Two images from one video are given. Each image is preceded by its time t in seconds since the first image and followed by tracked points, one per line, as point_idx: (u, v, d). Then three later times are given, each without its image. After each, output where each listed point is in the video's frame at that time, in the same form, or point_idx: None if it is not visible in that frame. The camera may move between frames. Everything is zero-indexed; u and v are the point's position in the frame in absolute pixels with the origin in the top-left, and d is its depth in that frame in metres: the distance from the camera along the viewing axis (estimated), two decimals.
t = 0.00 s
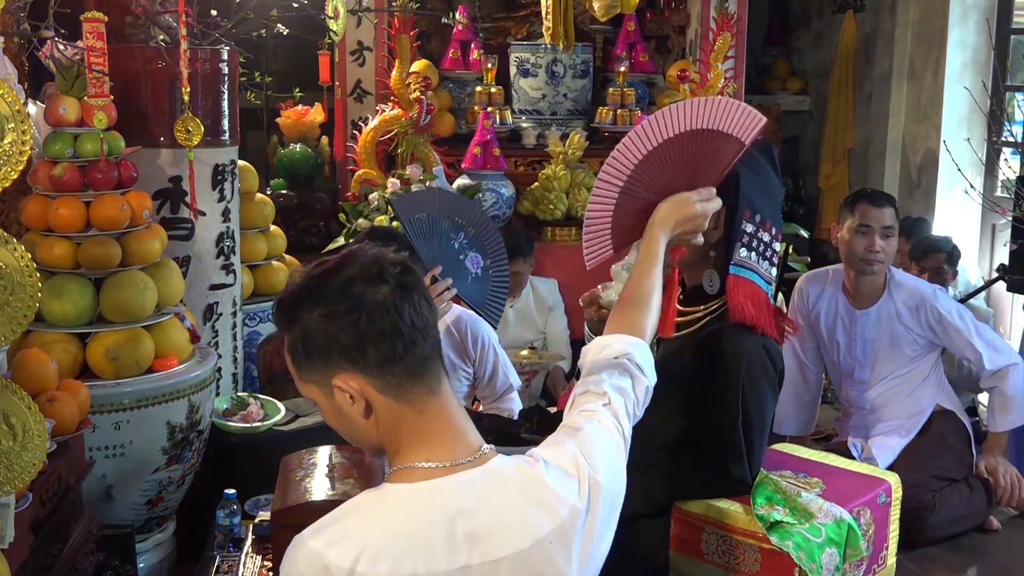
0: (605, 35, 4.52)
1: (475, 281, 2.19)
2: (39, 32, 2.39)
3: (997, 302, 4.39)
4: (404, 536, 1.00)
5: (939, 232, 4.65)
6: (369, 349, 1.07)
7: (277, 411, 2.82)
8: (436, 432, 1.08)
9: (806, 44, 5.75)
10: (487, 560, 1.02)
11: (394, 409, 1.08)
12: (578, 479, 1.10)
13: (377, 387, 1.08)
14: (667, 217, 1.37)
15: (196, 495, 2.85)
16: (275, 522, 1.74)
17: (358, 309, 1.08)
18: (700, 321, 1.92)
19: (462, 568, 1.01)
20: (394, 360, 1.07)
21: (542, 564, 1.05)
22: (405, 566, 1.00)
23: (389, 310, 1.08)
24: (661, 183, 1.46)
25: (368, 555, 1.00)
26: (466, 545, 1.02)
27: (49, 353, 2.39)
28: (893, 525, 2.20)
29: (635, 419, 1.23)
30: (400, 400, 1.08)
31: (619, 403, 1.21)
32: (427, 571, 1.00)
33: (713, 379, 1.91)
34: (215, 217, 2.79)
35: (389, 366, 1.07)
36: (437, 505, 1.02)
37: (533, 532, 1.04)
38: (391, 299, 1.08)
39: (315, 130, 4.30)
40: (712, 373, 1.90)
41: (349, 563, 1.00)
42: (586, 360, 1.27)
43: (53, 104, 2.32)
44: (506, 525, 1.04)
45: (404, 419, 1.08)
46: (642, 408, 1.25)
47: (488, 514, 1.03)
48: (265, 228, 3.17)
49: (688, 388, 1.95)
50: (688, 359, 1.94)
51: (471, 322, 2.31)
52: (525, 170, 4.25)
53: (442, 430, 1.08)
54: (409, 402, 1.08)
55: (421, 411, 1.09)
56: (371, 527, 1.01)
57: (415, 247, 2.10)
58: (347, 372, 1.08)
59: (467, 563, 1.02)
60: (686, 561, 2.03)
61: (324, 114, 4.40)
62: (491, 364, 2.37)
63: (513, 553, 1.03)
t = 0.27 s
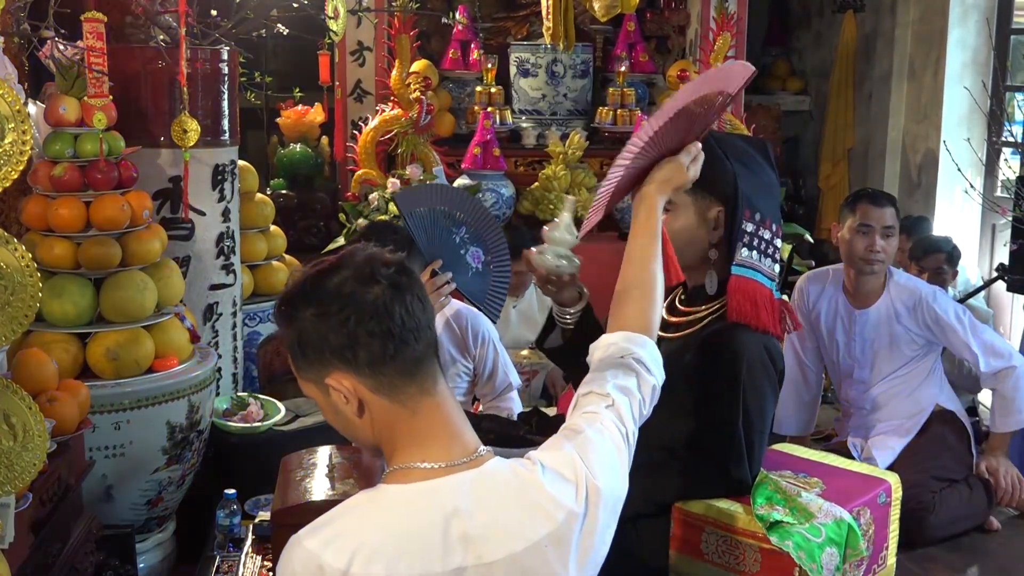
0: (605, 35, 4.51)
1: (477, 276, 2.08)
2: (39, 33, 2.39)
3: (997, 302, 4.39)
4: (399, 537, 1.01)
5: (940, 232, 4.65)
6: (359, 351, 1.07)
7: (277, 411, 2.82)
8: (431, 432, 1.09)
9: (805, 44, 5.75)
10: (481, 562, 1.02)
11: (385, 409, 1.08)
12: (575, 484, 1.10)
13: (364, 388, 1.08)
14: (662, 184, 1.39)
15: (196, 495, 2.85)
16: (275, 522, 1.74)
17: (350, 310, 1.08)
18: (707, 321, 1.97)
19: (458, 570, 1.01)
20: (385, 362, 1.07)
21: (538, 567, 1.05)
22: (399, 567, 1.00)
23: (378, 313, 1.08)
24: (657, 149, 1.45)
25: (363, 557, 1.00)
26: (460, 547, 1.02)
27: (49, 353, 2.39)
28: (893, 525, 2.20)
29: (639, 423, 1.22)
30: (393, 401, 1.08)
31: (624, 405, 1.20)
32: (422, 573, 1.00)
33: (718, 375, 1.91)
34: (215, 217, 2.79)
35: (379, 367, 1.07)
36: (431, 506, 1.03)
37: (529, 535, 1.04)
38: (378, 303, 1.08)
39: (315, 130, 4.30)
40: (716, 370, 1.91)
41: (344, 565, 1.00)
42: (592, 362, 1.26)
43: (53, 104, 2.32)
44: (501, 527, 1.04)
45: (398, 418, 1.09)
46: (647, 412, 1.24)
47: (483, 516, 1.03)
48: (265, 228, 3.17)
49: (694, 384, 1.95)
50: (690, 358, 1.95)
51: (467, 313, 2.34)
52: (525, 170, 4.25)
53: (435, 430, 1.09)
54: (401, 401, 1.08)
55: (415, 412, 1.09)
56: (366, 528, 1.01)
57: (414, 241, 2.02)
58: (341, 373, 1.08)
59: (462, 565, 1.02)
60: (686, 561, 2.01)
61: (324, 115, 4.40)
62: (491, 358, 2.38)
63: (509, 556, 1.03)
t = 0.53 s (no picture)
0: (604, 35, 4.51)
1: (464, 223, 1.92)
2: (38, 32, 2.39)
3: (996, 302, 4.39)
4: (394, 535, 1.02)
5: (939, 232, 4.65)
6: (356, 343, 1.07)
7: (276, 411, 2.82)
8: (430, 429, 1.08)
9: (805, 44, 5.75)
10: (475, 561, 1.03)
11: (382, 406, 1.09)
12: (572, 486, 1.11)
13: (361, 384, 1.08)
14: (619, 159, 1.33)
15: (195, 495, 2.85)
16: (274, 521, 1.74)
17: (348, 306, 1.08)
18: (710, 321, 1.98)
19: (452, 569, 1.02)
20: (384, 357, 1.07)
21: (531, 568, 1.06)
22: (391, 565, 1.01)
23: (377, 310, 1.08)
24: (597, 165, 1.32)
25: (357, 554, 1.01)
26: (454, 546, 1.03)
27: (49, 353, 2.39)
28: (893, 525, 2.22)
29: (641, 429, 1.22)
30: (392, 398, 1.08)
31: (626, 408, 1.20)
32: (417, 570, 1.01)
33: (712, 377, 1.93)
34: (214, 216, 2.78)
35: (377, 362, 1.07)
36: (428, 505, 1.03)
37: (523, 536, 1.06)
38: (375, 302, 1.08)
39: (314, 130, 4.30)
40: (712, 372, 1.93)
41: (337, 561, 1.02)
42: (597, 368, 1.27)
43: (53, 105, 2.32)
44: (496, 528, 1.05)
45: (398, 415, 1.08)
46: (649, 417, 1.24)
47: (480, 517, 1.04)
48: (264, 228, 3.17)
49: (691, 384, 1.97)
50: (689, 358, 1.98)
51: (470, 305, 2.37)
52: (524, 170, 4.26)
53: (435, 428, 1.08)
54: (399, 399, 1.08)
55: (413, 411, 1.08)
56: (361, 526, 1.03)
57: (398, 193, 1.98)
58: (341, 369, 1.08)
59: (455, 564, 1.03)
60: (686, 562, 2.00)
61: (323, 115, 4.40)
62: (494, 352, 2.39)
63: (503, 557, 1.05)
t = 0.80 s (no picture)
0: (604, 35, 4.51)
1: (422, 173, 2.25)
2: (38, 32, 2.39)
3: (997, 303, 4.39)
4: (388, 533, 1.03)
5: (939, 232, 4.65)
6: (340, 341, 1.11)
7: (276, 411, 2.82)
8: (422, 428, 1.11)
9: (805, 44, 5.75)
10: (469, 559, 1.04)
11: (376, 405, 1.12)
12: (566, 485, 1.11)
13: (353, 385, 1.12)
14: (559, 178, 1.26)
15: (196, 495, 2.85)
16: (275, 521, 1.74)
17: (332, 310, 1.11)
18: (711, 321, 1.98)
19: (446, 566, 1.04)
20: (368, 353, 1.10)
21: (525, 566, 1.06)
22: (385, 562, 1.03)
23: (357, 312, 1.11)
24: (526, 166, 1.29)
25: (351, 552, 1.03)
26: (447, 544, 1.04)
27: (49, 353, 2.39)
28: (893, 524, 2.25)
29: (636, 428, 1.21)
30: (376, 399, 1.12)
31: (620, 406, 1.20)
32: (410, 567, 1.03)
33: (714, 377, 1.93)
34: (214, 217, 2.78)
35: (363, 360, 1.10)
36: (423, 502, 1.05)
37: (518, 534, 1.06)
38: (354, 307, 1.11)
39: (314, 130, 4.30)
40: (712, 376, 1.94)
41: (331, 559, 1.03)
42: (591, 365, 1.25)
43: (53, 104, 2.33)
44: (490, 526, 1.06)
45: (398, 417, 1.12)
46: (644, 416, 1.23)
47: (474, 514, 1.06)
48: (264, 228, 3.17)
49: (690, 384, 1.99)
50: (687, 360, 1.99)
51: (480, 296, 2.47)
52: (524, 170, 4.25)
53: (426, 426, 1.11)
54: (389, 400, 1.11)
55: (406, 410, 1.12)
56: (356, 525, 1.04)
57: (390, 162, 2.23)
58: (336, 372, 1.13)
59: (449, 562, 1.04)
60: (684, 561, 2.01)
61: (323, 114, 4.39)
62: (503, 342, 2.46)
63: (498, 555, 1.05)
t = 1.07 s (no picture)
0: (604, 35, 4.50)
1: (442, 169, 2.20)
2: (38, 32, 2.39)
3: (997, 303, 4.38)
4: (385, 528, 1.03)
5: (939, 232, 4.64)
6: (337, 339, 1.12)
7: (276, 411, 2.82)
8: (420, 425, 1.11)
9: (804, 44, 5.76)
10: (466, 555, 1.04)
11: (374, 402, 1.14)
12: (562, 480, 1.11)
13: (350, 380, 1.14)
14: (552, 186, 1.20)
15: (196, 495, 2.85)
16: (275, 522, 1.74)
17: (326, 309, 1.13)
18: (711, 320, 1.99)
19: (443, 561, 1.04)
20: (362, 351, 1.11)
21: (521, 561, 1.07)
22: (381, 556, 1.03)
23: (355, 309, 1.11)
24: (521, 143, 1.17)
25: (348, 545, 1.03)
26: (445, 539, 1.04)
27: (49, 353, 2.39)
28: (893, 524, 2.25)
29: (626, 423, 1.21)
30: (373, 395, 1.13)
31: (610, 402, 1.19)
32: (407, 563, 1.03)
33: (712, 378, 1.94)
34: (214, 217, 2.77)
35: (358, 355, 1.11)
36: (421, 498, 1.05)
37: (514, 529, 1.06)
38: (349, 305, 1.12)
39: (314, 130, 4.30)
40: (709, 374, 1.94)
41: (328, 552, 1.03)
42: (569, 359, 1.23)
43: (53, 104, 2.33)
44: (487, 521, 1.06)
45: (397, 413, 1.13)
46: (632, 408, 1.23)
47: (471, 510, 1.06)
48: (264, 228, 3.16)
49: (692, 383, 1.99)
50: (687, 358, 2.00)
51: (488, 297, 2.45)
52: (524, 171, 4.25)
53: (423, 423, 1.11)
54: (385, 396, 1.12)
55: (404, 406, 1.12)
56: (351, 519, 1.04)
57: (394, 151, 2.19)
58: (337, 366, 1.14)
59: (446, 557, 1.04)
60: (683, 560, 1.99)
61: (323, 114, 4.39)
62: (506, 344, 2.45)
63: (494, 550, 1.05)
